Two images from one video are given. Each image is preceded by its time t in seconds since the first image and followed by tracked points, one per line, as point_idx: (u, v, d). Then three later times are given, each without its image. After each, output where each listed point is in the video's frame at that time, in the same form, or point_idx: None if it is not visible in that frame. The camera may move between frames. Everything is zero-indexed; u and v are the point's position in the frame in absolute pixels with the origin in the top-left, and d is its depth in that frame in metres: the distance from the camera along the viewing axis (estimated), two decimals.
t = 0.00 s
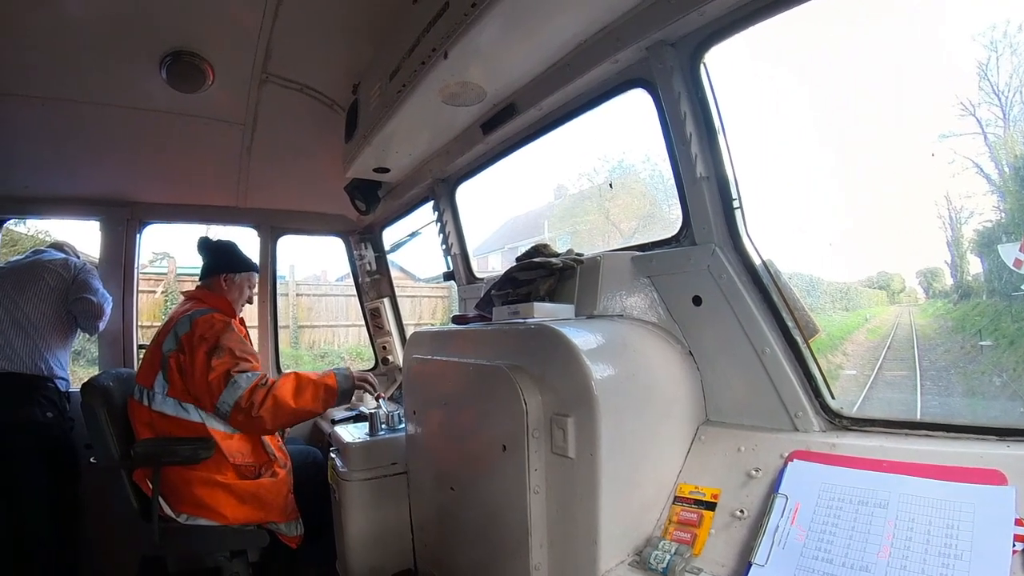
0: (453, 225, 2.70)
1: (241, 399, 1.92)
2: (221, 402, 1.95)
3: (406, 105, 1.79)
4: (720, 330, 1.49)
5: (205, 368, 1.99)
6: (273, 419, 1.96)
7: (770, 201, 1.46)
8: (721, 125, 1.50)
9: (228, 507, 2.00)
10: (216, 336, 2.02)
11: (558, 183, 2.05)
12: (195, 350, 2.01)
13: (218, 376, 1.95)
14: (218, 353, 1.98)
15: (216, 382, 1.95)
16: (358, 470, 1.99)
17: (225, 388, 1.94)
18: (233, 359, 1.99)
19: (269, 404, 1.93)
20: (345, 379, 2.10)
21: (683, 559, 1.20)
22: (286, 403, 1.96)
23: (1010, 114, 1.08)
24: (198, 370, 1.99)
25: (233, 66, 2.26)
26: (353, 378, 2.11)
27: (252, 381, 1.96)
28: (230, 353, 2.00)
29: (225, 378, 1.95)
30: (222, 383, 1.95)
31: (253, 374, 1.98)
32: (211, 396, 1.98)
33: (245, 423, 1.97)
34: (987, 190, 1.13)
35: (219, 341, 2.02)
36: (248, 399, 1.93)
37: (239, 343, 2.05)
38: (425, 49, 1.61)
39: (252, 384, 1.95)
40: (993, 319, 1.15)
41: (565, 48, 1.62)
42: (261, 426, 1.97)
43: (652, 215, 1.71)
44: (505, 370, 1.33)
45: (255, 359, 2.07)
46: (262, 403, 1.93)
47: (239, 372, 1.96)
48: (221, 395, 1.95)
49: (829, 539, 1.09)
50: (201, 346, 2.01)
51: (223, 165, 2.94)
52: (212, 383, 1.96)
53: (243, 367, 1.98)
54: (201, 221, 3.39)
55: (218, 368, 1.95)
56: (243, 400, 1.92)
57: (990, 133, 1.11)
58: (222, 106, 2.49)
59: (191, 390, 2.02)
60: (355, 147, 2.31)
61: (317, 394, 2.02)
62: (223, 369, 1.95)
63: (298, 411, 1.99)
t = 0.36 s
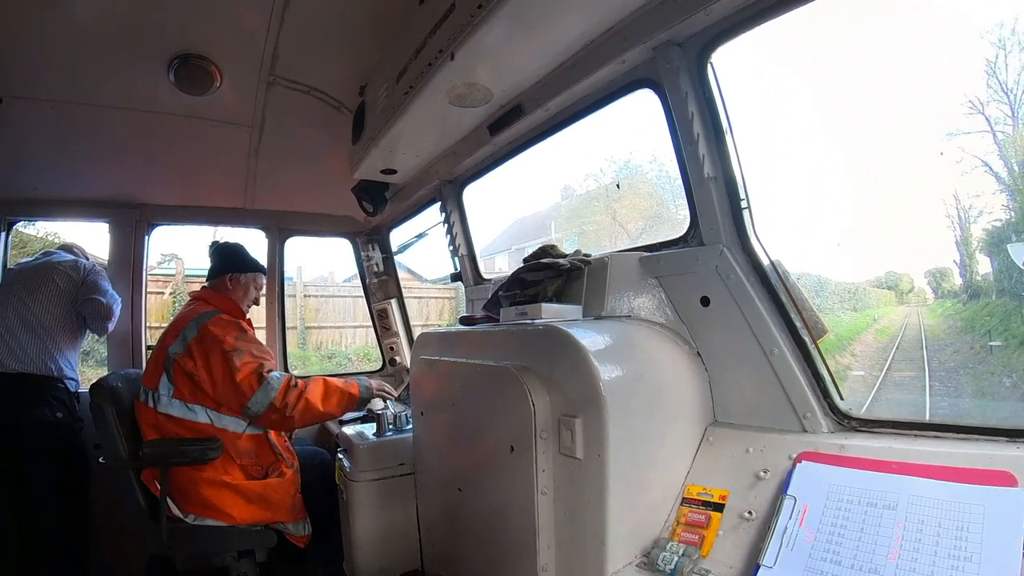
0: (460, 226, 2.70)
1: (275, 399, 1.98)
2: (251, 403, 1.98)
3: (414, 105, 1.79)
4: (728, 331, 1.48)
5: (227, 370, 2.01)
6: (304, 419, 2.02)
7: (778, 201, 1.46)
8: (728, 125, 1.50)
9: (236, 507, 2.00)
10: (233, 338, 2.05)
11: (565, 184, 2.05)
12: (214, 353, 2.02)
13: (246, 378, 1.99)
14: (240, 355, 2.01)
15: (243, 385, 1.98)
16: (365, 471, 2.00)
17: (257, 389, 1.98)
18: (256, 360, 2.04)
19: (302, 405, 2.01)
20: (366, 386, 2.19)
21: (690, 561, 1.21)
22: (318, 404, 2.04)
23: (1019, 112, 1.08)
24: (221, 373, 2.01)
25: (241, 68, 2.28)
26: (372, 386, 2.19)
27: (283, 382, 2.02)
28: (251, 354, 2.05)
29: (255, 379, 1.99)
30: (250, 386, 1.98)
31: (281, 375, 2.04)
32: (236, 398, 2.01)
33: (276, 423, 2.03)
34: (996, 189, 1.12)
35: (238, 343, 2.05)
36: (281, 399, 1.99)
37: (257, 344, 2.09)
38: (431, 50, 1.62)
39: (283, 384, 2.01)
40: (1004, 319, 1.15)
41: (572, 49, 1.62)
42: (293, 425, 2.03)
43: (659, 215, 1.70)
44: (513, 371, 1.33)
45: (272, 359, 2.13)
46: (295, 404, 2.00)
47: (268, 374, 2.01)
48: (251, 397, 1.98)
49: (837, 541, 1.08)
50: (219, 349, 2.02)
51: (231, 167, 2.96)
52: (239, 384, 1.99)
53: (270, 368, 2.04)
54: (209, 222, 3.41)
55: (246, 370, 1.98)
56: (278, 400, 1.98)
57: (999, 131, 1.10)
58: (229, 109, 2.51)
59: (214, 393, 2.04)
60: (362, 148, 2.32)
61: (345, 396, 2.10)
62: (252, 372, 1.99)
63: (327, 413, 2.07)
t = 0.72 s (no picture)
0: (458, 227, 2.70)
1: (286, 401, 2.02)
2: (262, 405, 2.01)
3: (412, 107, 1.79)
4: (726, 331, 1.48)
5: (236, 371, 2.02)
6: (313, 421, 2.07)
7: (776, 202, 1.46)
8: (726, 126, 1.50)
9: (234, 507, 2.00)
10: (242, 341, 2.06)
11: (562, 186, 2.05)
12: (224, 354, 2.02)
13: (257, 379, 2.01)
14: (249, 357, 2.03)
15: (254, 386, 2.00)
16: (363, 472, 1.99)
17: (268, 391, 2.01)
18: (266, 363, 2.07)
19: (312, 406, 2.06)
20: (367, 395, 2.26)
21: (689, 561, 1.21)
22: (326, 407, 2.09)
23: (1015, 114, 1.08)
24: (231, 374, 2.02)
25: (239, 69, 2.27)
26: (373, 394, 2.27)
27: (294, 385, 2.06)
28: (260, 357, 2.06)
29: (267, 381, 2.02)
30: (261, 387, 2.01)
31: (289, 377, 2.09)
32: (246, 399, 2.02)
33: (284, 424, 2.07)
34: (993, 190, 1.12)
35: (246, 345, 2.06)
36: (292, 401, 2.03)
37: (264, 347, 2.11)
38: (429, 52, 1.61)
39: (294, 387, 2.06)
40: (1001, 320, 1.15)
41: (571, 50, 1.62)
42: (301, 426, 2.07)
43: (657, 216, 1.70)
44: (511, 372, 1.33)
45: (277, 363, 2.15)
46: (305, 405, 2.05)
47: (278, 375, 2.05)
48: (262, 398, 2.00)
49: (835, 541, 1.08)
50: (227, 351, 2.02)
51: (228, 168, 2.95)
52: (249, 386, 2.00)
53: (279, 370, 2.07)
54: (206, 223, 3.40)
55: (258, 372, 2.01)
56: (289, 402, 2.02)
57: (995, 132, 1.10)
58: (227, 109, 2.50)
59: (221, 394, 2.04)
60: (360, 149, 2.31)
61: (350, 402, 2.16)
62: (262, 373, 2.02)
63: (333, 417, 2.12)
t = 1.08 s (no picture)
0: (445, 229, 2.69)
1: (271, 405, 1.99)
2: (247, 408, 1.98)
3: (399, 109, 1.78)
4: (712, 335, 1.49)
5: (221, 374, 1.99)
6: (298, 426, 2.04)
7: (762, 206, 1.47)
8: (714, 130, 1.50)
9: (220, 512, 1.97)
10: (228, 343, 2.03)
11: (549, 189, 2.05)
12: (210, 356, 2.00)
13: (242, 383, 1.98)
14: (235, 359, 2.00)
15: (240, 389, 1.97)
16: (350, 475, 1.98)
17: (254, 394, 1.98)
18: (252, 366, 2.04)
19: (297, 410, 2.03)
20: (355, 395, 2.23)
21: (677, 562, 1.21)
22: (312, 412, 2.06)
23: (995, 120, 1.10)
24: (217, 376, 1.99)
25: (226, 68, 2.25)
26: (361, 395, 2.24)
27: (279, 389, 2.03)
28: (246, 359, 2.04)
29: (252, 384, 1.99)
30: (246, 390, 1.98)
31: (275, 381, 2.06)
32: (232, 402, 1.99)
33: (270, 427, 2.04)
34: (975, 195, 1.14)
35: (231, 347, 2.03)
36: (278, 405, 2.00)
37: (250, 350, 2.08)
38: (418, 53, 1.61)
39: (279, 391, 2.03)
40: (983, 323, 1.16)
41: (559, 54, 1.63)
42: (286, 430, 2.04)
43: (643, 220, 1.71)
44: (498, 374, 1.32)
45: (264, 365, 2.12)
46: (290, 409, 2.02)
47: (264, 379, 2.02)
48: (247, 401, 1.98)
49: (822, 541, 1.09)
50: (213, 353, 2.00)
51: (214, 168, 2.92)
52: (234, 389, 1.98)
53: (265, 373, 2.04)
54: (191, 223, 3.37)
55: (243, 375, 1.98)
56: (274, 406, 1.99)
57: (978, 138, 1.12)
58: (213, 108, 2.47)
59: (206, 396, 2.01)
60: (347, 150, 2.30)
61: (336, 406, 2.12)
62: (248, 376, 1.99)
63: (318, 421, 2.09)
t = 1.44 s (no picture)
0: (421, 231, 2.67)
1: (230, 416, 1.93)
2: (206, 418, 1.93)
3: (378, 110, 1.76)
4: (686, 338, 1.51)
5: (182, 381, 1.94)
6: (257, 437, 1.99)
7: (734, 212, 1.49)
8: (689, 137, 1.52)
9: (191, 518, 1.92)
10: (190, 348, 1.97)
11: (525, 192, 2.06)
12: (171, 362, 1.94)
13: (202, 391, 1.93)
14: (196, 366, 1.95)
15: (199, 397, 1.92)
16: (325, 480, 1.95)
17: (214, 404, 1.93)
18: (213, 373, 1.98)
19: (257, 422, 1.98)
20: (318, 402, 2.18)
21: (654, 563, 1.22)
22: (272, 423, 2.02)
23: (964, 131, 1.12)
24: (177, 383, 1.94)
25: (202, 65, 2.21)
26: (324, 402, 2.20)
27: (240, 399, 1.98)
28: (208, 366, 1.98)
29: (213, 393, 1.94)
30: (206, 399, 1.93)
31: (238, 391, 2.01)
32: (191, 410, 1.94)
33: (228, 438, 1.99)
34: (943, 203, 1.17)
35: (194, 352, 1.98)
36: (237, 416, 1.95)
37: (213, 356, 2.03)
38: (397, 54, 1.60)
39: (240, 401, 1.97)
40: (950, 327, 1.20)
41: (538, 59, 1.63)
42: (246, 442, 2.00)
43: (619, 224, 1.72)
44: (473, 377, 1.32)
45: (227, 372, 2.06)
46: (250, 421, 1.97)
47: (225, 388, 1.97)
48: (207, 411, 1.93)
49: (795, 540, 1.11)
50: (174, 358, 1.95)
51: (186, 166, 2.86)
52: (195, 397, 1.93)
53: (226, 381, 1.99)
54: (163, 222, 3.30)
55: (203, 383, 1.93)
56: (233, 417, 1.94)
57: (947, 148, 1.15)
58: (187, 105, 2.42)
59: (166, 403, 1.96)
60: (323, 150, 2.27)
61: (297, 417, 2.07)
62: (208, 384, 1.94)
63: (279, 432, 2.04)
